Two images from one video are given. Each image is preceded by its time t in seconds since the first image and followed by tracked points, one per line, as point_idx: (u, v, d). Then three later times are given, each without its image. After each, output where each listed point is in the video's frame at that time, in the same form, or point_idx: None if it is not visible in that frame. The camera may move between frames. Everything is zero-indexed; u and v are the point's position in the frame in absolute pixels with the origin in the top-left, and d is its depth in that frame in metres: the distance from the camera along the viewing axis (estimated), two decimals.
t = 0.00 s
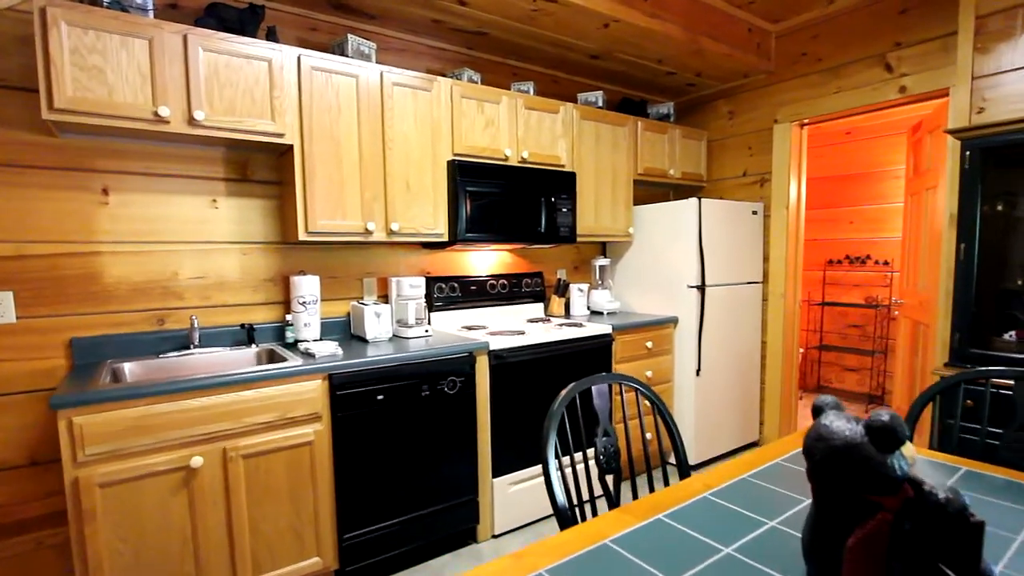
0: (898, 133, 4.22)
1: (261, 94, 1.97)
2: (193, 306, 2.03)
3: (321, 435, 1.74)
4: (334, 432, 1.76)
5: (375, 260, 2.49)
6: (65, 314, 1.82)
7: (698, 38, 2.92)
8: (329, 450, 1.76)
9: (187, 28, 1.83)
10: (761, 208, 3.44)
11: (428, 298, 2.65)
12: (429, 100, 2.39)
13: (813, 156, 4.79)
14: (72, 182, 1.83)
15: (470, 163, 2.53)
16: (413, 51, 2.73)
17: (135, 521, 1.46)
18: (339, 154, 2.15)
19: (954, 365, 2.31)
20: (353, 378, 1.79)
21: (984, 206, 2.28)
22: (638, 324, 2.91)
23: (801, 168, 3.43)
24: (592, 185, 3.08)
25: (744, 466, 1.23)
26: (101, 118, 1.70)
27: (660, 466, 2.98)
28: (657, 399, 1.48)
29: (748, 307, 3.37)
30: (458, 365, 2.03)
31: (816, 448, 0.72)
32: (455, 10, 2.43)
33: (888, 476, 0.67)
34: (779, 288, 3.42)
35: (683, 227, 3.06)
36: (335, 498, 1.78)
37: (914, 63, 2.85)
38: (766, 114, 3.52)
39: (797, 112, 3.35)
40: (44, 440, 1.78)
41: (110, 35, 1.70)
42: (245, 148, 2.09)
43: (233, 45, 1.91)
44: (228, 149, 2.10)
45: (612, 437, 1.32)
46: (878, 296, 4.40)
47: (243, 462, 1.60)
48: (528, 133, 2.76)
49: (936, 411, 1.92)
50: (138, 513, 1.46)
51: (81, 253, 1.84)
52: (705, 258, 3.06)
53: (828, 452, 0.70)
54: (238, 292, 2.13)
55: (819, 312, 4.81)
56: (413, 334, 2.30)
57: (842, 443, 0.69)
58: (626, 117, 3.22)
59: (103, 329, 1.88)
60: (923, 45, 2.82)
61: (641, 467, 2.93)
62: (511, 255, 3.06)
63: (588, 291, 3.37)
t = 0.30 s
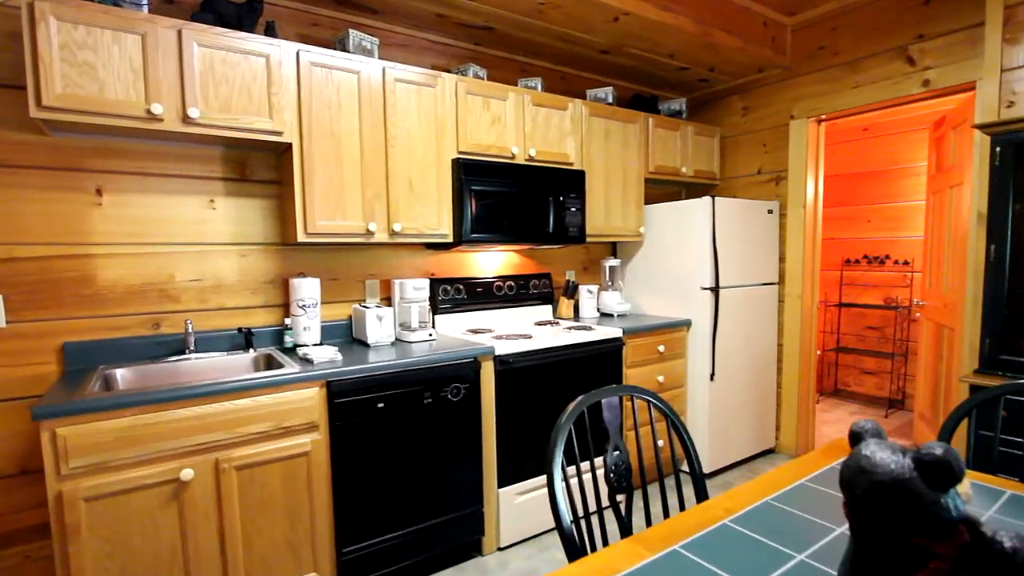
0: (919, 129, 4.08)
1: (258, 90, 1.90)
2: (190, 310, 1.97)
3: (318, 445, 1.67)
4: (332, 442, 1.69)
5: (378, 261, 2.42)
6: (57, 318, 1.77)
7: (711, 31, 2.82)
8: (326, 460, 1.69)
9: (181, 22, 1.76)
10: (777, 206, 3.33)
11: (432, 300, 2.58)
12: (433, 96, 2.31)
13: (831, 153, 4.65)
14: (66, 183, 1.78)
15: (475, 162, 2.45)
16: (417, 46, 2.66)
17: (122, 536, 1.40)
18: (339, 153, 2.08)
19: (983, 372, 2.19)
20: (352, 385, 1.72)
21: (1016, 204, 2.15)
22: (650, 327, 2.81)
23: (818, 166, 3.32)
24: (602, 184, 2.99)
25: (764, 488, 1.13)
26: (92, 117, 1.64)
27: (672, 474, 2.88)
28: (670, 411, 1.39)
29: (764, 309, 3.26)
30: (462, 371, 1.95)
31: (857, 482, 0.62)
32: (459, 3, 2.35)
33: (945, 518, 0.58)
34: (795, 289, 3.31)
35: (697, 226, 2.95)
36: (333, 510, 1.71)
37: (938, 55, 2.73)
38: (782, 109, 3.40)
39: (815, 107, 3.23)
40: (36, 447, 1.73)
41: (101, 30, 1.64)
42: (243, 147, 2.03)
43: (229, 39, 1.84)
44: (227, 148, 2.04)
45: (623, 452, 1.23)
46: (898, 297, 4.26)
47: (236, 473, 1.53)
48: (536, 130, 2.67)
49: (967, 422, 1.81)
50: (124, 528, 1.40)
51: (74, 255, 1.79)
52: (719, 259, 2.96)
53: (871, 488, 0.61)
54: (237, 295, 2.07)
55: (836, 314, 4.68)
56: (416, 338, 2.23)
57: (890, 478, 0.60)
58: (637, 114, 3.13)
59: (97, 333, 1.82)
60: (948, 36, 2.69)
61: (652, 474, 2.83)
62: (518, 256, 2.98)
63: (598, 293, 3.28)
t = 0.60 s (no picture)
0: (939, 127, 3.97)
1: (258, 89, 1.85)
2: (189, 314, 1.93)
3: (316, 454, 1.62)
4: (332, 451, 1.64)
5: (381, 263, 2.37)
6: (53, 322, 1.73)
7: (723, 27, 2.74)
8: (325, 470, 1.64)
9: (179, 20, 1.72)
10: (792, 207, 3.24)
11: (437, 303, 2.52)
12: (438, 95, 2.26)
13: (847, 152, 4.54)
14: (61, 184, 1.74)
15: (481, 161, 2.39)
16: (423, 44, 2.60)
17: (112, 548, 1.36)
18: (341, 153, 2.03)
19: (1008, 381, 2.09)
20: (353, 392, 1.67)
21: None
22: (661, 331, 2.74)
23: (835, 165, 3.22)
24: (611, 184, 2.91)
25: (781, 513, 1.08)
26: (87, 116, 1.60)
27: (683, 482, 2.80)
28: (683, 424, 1.33)
29: (778, 312, 3.17)
30: (466, 377, 1.89)
31: (897, 518, 0.57)
32: None
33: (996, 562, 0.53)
34: (810, 291, 3.22)
35: (709, 227, 2.87)
36: (332, 521, 1.66)
37: (960, 50, 2.63)
38: (797, 106, 3.31)
39: (830, 105, 3.14)
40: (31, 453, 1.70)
41: (97, 27, 1.60)
42: (244, 146, 1.98)
43: (229, 37, 1.80)
44: (227, 148, 1.99)
45: (632, 467, 1.17)
46: (915, 299, 4.14)
47: (231, 483, 1.49)
48: (543, 129, 2.61)
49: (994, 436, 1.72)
50: (114, 540, 1.36)
51: (71, 258, 1.76)
52: (732, 260, 2.88)
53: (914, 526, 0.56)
54: (237, 298, 2.02)
55: (851, 316, 4.57)
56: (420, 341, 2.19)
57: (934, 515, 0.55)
58: (647, 112, 3.05)
59: (94, 337, 1.79)
60: (971, 31, 2.58)
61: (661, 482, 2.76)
62: (526, 257, 2.91)
63: (607, 295, 3.21)
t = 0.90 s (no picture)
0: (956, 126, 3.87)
1: (256, 86, 1.80)
2: (186, 318, 1.88)
3: (315, 464, 1.56)
4: (331, 461, 1.58)
5: (384, 266, 2.31)
6: (45, 326, 1.69)
7: (735, 23, 2.66)
8: (324, 481, 1.58)
9: (175, 15, 1.67)
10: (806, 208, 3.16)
11: (441, 306, 2.46)
12: (443, 92, 2.20)
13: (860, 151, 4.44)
14: (54, 184, 1.69)
15: (487, 161, 2.33)
16: (427, 42, 2.54)
17: (100, 564, 1.31)
18: (342, 152, 1.98)
19: None
20: (353, 400, 1.60)
21: None
22: (672, 335, 2.67)
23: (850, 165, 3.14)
24: (620, 184, 2.84)
25: (803, 536, 1.00)
26: (78, 114, 1.56)
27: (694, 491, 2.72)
28: (699, 437, 1.26)
29: (791, 316, 3.08)
30: (471, 384, 1.83)
31: (952, 558, 0.51)
32: None
33: None
34: (825, 295, 3.13)
35: (721, 228, 2.79)
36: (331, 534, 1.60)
37: (981, 46, 2.53)
38: (811, 105, 3.22)
39: (845, 103, 3.05)
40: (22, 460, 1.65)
41: (89, 22, 1.56)
42: (242, 146, 1.93)
43: (226, 33, 1.74)
44: (225, 147, 1.94)
45: (645, 484, 1.10)
46: (932, 303, 4.03)
47: (225, 495, 1.43)
48: (551, 128, 2.54)
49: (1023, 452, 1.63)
50: (102, 555, 1.31)
51: (65, 260, 1.71)
52: (745, 262, 2.81)
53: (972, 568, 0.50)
54: (236, 301, 1.97)
55: (865, 319, 4.46)
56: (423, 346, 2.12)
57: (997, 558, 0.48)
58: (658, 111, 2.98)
59: (88, 341, 1.74)
60: (993, 25, 2.49)
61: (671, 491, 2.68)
62: (533, 259, 2.85)
63: (616, 298, 3.14)
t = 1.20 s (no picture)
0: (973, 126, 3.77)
1: (251, 81, 1.73)
2: (178, 322, 1.81)
3: (311, 476, 1.48)
4: (327, 473, 1.50)
5: (385, 269, 2.23)
6: (29, 330, 1.62)
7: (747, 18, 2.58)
8: (320, 494, 1.50)
9: (165, 6, 1.60)
10: (819, 209, 3.06)
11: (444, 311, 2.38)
12: (446, 88, 2.12)
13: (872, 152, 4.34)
14: (40, 183, 1.62)
15: (492, 160, 2.25)
16: (429, 38, 2.47)
17: None
18: (341, 150, 1.90)
19: None
20: (350, 409, 1.52)
21: None
22: (684, 339, 2.58)
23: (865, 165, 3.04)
24: (628, 185, 2.76)
25: (838, 560, 0.91)
26: (63, 109, 1.49)
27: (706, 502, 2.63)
28: (719, 452, 1.17)
29: (804, 321, 2.99)
30: (475, 391, 1.75)
31: None
32: None
33: None
34: (838, 299, 3.03)
35: (732, 230, 2.70)
36: (327, 551, 1.52)
37: (1003, 42, 2.44)
38: (824, 103, 3.13)
39: (860, 101, 2.95)
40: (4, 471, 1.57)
41: (74, 13, 1.49)
42: (236, 144, 1.86)
43: (220, 25, 1.67)
44: (218, 145, 1.87)
45: (664, 504, 1.01)
46: (946, 307, 3.92)
47: (216, 510, 1.36)
48: (557, 126, 2.46)
49: None
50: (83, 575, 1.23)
51: (50, 262, 1.64)
52: (757, 265, 2.71)
53: None
54: (230, 306, 1.90)
55: (877, 323, 4.35)
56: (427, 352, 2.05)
57: None
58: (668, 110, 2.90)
59: (76, 347, 1.67)
60: (1015, 20, 2.40)
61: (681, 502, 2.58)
62: (538, 262, 2.77)
63: (624, 303, 3.06)
